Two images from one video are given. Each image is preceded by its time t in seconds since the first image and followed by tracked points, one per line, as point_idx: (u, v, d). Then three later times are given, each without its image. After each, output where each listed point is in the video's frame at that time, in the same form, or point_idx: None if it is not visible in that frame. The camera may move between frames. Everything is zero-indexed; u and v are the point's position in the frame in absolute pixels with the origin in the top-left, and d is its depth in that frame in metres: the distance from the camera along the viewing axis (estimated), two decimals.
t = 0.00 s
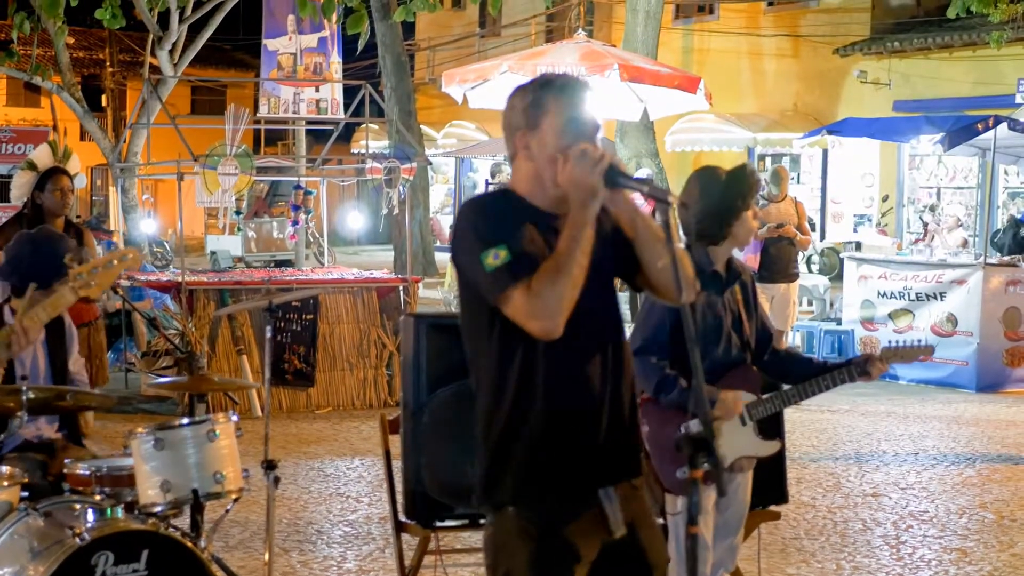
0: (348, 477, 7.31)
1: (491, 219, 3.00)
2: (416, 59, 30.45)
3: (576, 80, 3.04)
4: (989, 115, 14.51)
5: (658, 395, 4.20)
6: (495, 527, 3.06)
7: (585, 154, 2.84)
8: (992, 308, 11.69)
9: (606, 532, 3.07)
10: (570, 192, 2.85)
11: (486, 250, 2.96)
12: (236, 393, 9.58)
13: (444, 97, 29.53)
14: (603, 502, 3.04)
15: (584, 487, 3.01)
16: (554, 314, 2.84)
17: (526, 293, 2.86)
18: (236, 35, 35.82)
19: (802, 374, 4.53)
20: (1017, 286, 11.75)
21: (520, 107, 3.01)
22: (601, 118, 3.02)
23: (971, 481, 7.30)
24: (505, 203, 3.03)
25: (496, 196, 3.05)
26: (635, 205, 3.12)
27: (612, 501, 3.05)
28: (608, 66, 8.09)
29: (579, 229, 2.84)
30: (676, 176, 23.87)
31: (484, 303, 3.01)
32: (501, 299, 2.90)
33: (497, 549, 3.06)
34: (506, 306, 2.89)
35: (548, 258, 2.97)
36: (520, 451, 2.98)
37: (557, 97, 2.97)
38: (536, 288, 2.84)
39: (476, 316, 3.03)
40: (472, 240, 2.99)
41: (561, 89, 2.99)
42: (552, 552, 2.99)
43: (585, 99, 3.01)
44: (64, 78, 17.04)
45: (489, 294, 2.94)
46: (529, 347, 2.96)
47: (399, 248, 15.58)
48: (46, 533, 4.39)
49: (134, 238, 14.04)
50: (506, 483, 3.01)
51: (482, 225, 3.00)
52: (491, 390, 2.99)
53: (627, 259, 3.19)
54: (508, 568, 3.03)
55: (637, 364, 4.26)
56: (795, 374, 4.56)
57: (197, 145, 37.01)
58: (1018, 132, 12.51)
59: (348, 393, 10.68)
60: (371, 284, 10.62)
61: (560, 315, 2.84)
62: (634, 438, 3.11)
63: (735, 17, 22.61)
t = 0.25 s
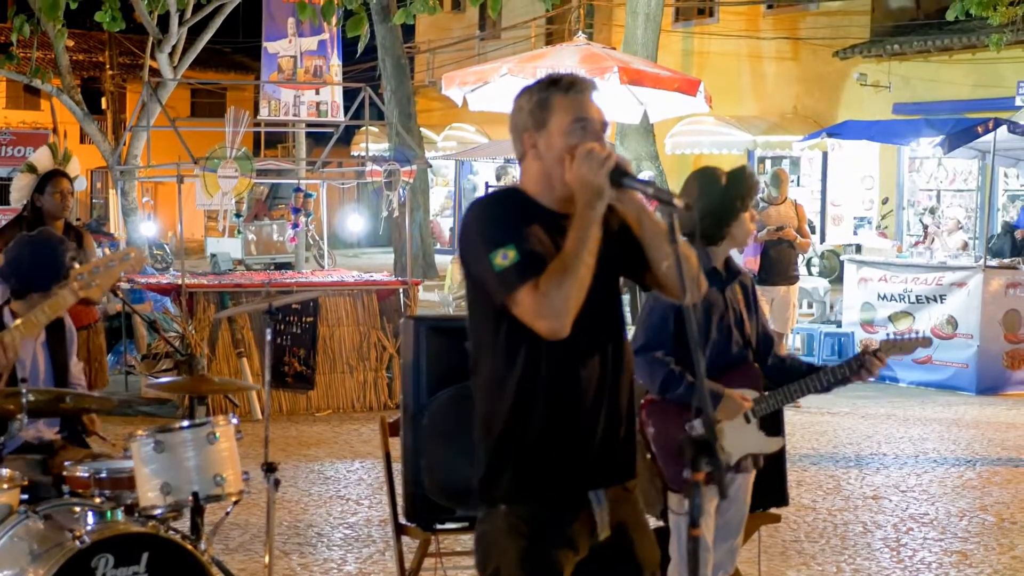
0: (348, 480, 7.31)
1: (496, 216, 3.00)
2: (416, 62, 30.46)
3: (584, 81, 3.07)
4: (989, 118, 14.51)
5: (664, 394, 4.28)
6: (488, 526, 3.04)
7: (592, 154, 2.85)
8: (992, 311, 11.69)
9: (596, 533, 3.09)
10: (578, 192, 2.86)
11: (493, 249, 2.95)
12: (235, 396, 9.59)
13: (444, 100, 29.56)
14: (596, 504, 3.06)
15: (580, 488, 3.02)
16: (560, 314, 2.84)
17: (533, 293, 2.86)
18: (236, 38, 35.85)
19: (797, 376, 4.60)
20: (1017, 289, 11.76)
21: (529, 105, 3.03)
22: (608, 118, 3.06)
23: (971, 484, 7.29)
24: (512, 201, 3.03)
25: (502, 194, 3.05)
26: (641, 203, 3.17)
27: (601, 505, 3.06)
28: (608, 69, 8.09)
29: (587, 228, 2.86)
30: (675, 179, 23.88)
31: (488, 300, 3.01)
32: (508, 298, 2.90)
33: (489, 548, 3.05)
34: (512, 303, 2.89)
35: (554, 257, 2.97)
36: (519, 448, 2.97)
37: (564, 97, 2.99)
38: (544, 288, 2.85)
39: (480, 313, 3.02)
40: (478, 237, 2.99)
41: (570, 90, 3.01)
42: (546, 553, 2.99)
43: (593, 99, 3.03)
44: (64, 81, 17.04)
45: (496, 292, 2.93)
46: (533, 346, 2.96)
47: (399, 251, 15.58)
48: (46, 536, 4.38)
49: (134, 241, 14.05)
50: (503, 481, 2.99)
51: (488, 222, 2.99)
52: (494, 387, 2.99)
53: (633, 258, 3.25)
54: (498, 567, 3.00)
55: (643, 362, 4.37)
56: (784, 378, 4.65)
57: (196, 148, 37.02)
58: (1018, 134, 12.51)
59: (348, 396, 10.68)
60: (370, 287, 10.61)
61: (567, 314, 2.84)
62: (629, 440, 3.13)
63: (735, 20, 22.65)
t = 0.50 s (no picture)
0: (348, 483, 7.30)
1: (492, 218, 3.00)
2: (416, 64, 30.46)
3: (584, 84, 3.07)
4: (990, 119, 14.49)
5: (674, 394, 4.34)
6: (485, 527, 3.05)
7: (589, 158, 2.84)
8: (992, 313, 11.68)
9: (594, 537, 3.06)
10: (573, 197, 2.85)
11: (488, 251, 2.95)
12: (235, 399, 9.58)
13: (444, 102, 29.59)
14: (593, 506, 3.04)
15: (574, 491, 3.00)
16: (553, 317, 2.83)
17: (526, 295, 2.85)
18: (236, 40, 35.88)
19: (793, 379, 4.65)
20: (1017, 291, 11.74)
21: (528, 108, 3.03)
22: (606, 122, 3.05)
23: (971, 486, 7.28)
24: (509, 203, 3.03)
25: (499, 195, 3.06)
26: (640, 208, 3.17)
27: (601, 507, 3.04)
28: (608, 72, 8.07)
29: (581, 233, 2.84)
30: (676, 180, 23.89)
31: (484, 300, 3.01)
32: (502, 300, 2.89)
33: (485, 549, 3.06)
34: (505, 306, 2.89)
35: (549, 260, 2.96)
36: (512, 450, 2.98)
37: (562, 100, 2.99)
38: (536, 291, 2.83)
39: (475, 316, 3.03)
40: (474, 239, 2.99)
41: (569, 93, 3.00)
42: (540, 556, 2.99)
43: (592, 102, 3.02)
44: (64, 85, 17.03)
45: (489, 293, 2.93)
46: (527, 349, 2.96)
47: (399, 254, 15.58)
48: (45, 539, 4.36)
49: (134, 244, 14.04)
50: (497, 482, 3.00)
51: (484, 223, 3.00)
52: (489, 390, 3.00)
53: (633, 263, 3.24)
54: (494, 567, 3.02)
55: (650, 361, 4.37)
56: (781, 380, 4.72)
57: (197, 151, 37.03)
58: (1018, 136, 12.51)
59: (348, 399, 10.67)
60: (370, 290, 10.60)
61: (560, 317, 2.83)
62: (628, 443, 3.11)
63: (735, 22, 22.64)
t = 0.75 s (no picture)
0: (348, 486, 7.29)
1: (500, 233, 3.00)
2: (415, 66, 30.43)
3: (577, 91, 3.08)
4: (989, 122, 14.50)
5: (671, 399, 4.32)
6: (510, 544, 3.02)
7: (591, 163, 2.85)
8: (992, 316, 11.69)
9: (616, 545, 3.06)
10: (577, 203, 2.87)
11: (503, 270, 2.94)
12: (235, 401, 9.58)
13: (444, 105, 29.63)
14: (610, 512, 3.03)
15: (597, 498, 3.01)
16: (581, 329, 2.85)
17: (551, 311, 2.87)
18: (236, 43, 35.83)
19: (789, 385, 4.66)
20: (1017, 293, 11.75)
21: (524, 118, 3.04)
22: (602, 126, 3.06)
23: (972, 489, 7.28)
24: (514, 217, 3.03)
25: (503, 210, 3.06)
26: (640, 212, 3.18)
27: (611, 512, 3.02)
28: (608, 74, 8.07)
29: (591, 240, 2.88)
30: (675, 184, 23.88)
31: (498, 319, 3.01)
32: (522, 317, 2.89)
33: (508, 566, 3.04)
34: (523, 319, 2.89)
35: (561, 270, 2.98)
36: (536, 464, 2.98)
37: (558, 108, 3.00)
38: (561, 307, 2.86)
39: (488, 332, 3.02)
40: (484, 256, 2.99)
41: (564, 101, 3.01)
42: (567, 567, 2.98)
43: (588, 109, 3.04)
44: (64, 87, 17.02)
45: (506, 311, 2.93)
46: (545, 360, 2.96)
47: (399, 256, 15.59)
48: (45, 542, 4.36)
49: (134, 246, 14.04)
50: (520, 498, 2.99)
51: (493, 240, 2.99)
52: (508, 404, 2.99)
53: (633, 267, 3.25)
54: None
55: (651, 364, 4.37)
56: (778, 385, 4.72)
57: (196, 153, 37.03)
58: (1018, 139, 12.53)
59: (348, 401, 10.66)
60: (370, 292, 10.59)
61: (587, 330, 2.85)
62: (642, 447, 3.13)
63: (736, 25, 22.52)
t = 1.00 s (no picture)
0: (348, 486, 7.29)
1: (501, 233, 3.00)
2: (415, 67, 30.41)
3: (577, 90, 3.07)
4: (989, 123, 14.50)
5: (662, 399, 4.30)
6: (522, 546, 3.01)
7: (592, 164, 2.86)
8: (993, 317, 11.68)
9: (632, 543, 3.05)
10: (579, 203, 2.86)
11: (506, 273, 2.93)
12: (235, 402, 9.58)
13: (443, 106, 29.66)
14: (624, 509, 3.01)
15: (611, 497, 3.00)
16: (583, 329, 2.85)
17: (555, 314, 2.87)
18: (236, 44, 35.81)
19: (783, 387, 4.65)
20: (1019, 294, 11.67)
21: (524, 119, 3.03)
22: (603, 125, 3.06)
23: (972, 490, 7.28)
24: (517, 219, 3.02)
25: (506, 212, 3.05)
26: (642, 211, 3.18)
27: (632, 510, 3.02)
28: (608, 74, 8.08)
29: (594, 239, 2.87)
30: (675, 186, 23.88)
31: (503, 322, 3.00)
32: (527, 320, 2.89)
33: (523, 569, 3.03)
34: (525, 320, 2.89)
35: (563, 270, 2.97)
36: (546, 466, 2.97)
37: (559, 108, 3.00)
38: (564, 309, 2.86)
39: (492, 335, 3.01)
40: (486, 259, 2.98)
41: (564, 101, 3.01)
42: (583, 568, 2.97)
43: (588, 107, 3.04)
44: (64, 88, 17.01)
45: (511, 315, 2.93)
46: (549, 360, 2.96)
47: (399, 257, 15.59)
48: (45, 543, 4.36)
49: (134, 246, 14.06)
50: (533, 500, 2.99)
51: (494, 243, 2.98)
52: (512, 405, 2.99)
53: (637, 265, 3.24)
54: None
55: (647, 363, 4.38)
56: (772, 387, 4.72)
57: (197, 154, 37.03)
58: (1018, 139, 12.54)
59: (348, 401, 10.66)
60: (370, 293, 10.59)
61: (591, 331, 2.85)
62: (655, 444, 3.12)
63: (736, 26, 22.58)
